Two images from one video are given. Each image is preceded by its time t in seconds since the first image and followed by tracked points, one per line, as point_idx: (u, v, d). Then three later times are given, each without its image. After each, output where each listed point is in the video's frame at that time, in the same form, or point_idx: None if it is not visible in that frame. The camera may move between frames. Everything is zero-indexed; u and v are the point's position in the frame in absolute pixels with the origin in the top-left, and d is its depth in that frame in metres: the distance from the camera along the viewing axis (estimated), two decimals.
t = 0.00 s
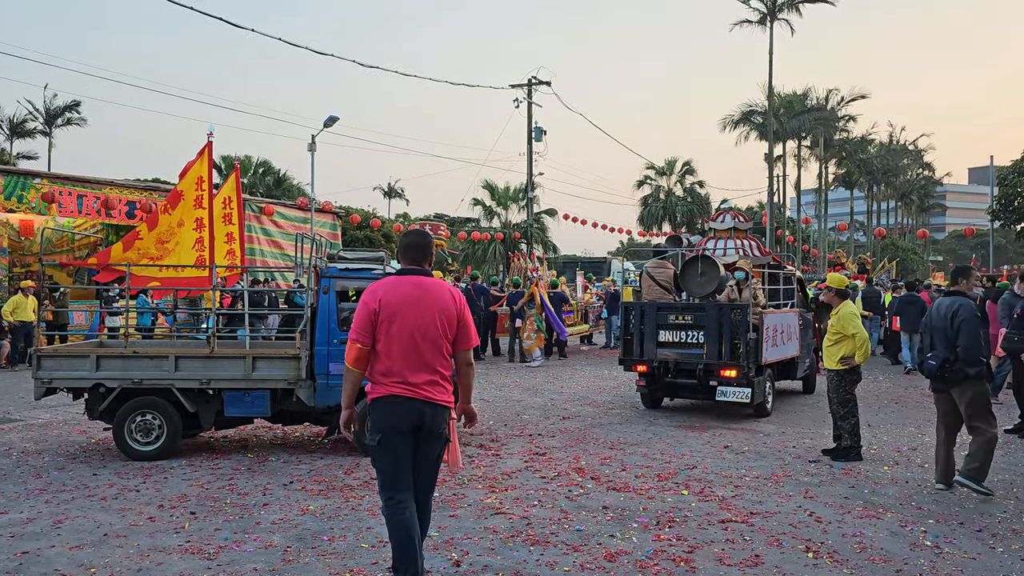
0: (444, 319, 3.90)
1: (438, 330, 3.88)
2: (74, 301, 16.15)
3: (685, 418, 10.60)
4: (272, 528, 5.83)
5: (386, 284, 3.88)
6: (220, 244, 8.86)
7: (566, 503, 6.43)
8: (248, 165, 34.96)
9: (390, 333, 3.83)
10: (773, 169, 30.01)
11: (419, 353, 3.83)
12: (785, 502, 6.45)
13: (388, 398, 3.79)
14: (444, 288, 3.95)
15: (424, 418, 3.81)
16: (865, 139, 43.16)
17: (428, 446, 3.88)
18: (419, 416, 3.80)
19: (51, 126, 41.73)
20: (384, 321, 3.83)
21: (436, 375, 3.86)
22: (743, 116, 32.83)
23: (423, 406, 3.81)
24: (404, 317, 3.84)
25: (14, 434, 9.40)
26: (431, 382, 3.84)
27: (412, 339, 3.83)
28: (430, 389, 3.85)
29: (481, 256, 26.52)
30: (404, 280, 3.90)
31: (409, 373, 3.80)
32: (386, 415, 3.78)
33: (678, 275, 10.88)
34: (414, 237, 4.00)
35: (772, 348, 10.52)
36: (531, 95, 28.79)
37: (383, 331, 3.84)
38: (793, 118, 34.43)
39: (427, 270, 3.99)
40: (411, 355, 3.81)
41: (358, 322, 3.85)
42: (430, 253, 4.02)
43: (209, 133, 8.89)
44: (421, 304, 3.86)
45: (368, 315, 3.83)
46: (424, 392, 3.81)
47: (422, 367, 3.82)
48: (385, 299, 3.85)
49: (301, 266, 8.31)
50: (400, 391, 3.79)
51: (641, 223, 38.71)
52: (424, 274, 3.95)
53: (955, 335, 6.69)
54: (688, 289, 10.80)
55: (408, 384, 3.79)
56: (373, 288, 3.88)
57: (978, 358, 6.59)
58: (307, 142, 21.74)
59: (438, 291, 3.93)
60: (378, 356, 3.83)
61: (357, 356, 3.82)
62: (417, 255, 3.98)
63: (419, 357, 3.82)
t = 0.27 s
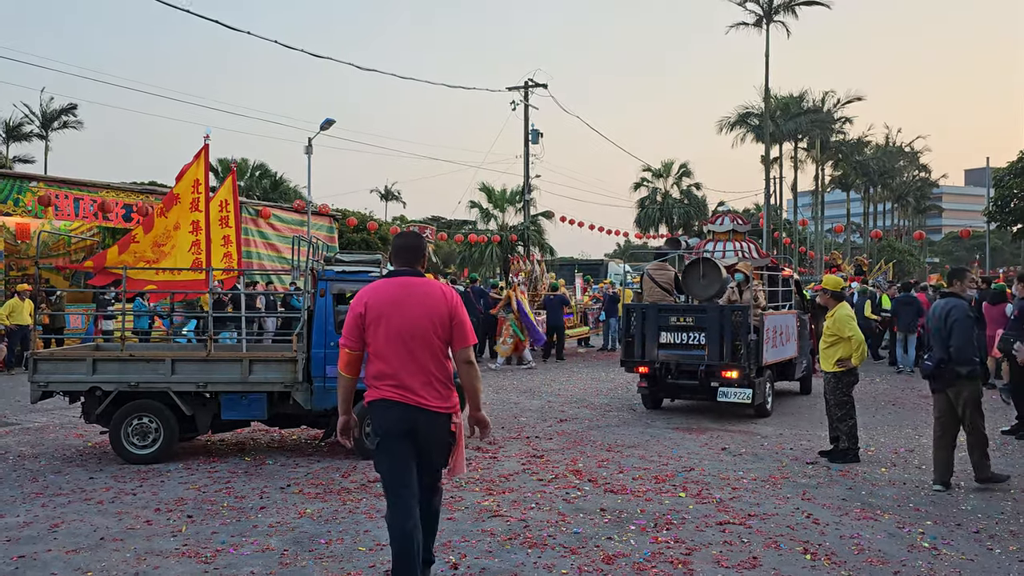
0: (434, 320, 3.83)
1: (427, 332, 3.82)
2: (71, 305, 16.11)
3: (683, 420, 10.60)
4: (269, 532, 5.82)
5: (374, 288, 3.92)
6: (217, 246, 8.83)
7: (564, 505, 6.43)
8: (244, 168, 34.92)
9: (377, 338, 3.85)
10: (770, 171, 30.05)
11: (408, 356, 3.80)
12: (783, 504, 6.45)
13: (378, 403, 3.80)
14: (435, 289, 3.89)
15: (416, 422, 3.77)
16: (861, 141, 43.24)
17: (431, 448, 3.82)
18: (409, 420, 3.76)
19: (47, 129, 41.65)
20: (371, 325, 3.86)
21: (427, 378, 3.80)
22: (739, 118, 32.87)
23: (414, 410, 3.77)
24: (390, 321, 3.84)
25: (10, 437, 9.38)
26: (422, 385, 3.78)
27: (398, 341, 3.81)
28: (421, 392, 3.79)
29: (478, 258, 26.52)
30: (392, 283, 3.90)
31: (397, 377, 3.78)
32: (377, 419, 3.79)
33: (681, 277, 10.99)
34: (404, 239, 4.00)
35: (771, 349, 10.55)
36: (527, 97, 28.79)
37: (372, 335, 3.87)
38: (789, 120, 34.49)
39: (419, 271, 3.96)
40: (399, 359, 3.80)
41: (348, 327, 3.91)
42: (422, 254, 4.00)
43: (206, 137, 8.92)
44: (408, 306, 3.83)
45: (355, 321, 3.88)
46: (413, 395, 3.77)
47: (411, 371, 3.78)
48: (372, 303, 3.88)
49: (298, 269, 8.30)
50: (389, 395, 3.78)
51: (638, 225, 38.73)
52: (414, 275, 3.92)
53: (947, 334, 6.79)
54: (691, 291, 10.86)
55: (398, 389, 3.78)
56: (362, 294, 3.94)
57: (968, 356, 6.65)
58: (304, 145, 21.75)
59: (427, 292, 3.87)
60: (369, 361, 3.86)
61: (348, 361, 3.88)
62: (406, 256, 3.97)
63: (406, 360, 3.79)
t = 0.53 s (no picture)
0: (431, 325, 3.78)
1: (423, 337, 3.78)
2: (68, 310, 16.09)
3: (682, 423, 10.59)
4: (267, 537, 5.80)
5: (374, 293, 3.92)
6: (214, 251, 8.80)
7: (563, 510, 6.42)
8: (241, 173, 34.91)
9: (376, 343, 3.85)
10: (767, 175, 30.11)
11: (405, 361, 3.78)
12: (782, 508, 6.44)
13: (375, 409, 3.80)
14: (434, 293, 3.84)
15: (411, 428, 3.74)
16: (857, 145, 43.35)
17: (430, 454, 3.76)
18: (405, 426, 3.74)
19: (44, 135, 41.63)
20: (371, 330, 3.87)
21: (425, 383, 3.76)
22: (736, 122, 32.93)
23: (411, 416, 3.74)
24: (388, 326, 3.83)
25: (7, 444, 9.35)
26: (418, 392, 3.75)
27: (395, 347, 3.80)
28: (417, 398, 3.75)
29: (476, 263, 26.54)
30: (392, 287, 3.88)
31: (394, 383, 3.77)
32: (374, 424, 3.79)
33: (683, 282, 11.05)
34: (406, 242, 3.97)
35: (771, 353, 10.59)
36: (525, 102, 28.82)
37: (371, 340, 3.88)
38: (786, 125, 34.56)
39: (419, 275, 3.93)
40: (396, 364, 3.78)
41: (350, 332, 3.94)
42: (424, 258, 3.96)
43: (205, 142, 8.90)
44: (405, 311, 3.81)
45: (355, 325, 3.90)
46: (410, 400, 3.75)
47: (408, 376, 3.76)
48: (371, 308, 3.88)
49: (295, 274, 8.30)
50: (387, 400, 3.78)
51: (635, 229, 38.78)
52: (414, 279, 3.89)
53: (965, 340, 6.81)
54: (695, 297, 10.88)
55: (394, 394, 3.77)
56: (364, 298, 3.95)
57: (988, 364, 6.73)
58: (302, 151, 21.77)
59: (426, 296, 3.83)
60: (369, 365, 3.87)
61: (349, 366, 3.92)
62: (408, 260, 3.93)
63: (402, 365, 3.77)
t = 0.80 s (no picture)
0: (440, 331, 3.76)
1: (432, 342, 3.76)
2: (65, 318, 16.08)
3: (680, 429, 10.59)
4: (266, 544, 5.79)
5: (387, 298, 3.93)
6: (212, 258, 8.85)
7: (562, 516, 6.42)
8: (239, 180, 34.94)
9: (386, 348, 3.86)
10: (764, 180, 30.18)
11: (414, 367, 3.76)
12: (780, 513, 6.44)
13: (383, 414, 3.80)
14: (445, 299, 3.81)
15: (417, 434, 3.72)
16: (854, 151, 43.48)
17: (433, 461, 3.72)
18: (410, 431, 3.73)
19: (42, 142, 41.68)
20: (382, 335, 3.88)
21: (432, 390, 3.73)
22: (733, 128, 33.02)
23: (417, 422, 3.72)
24: (398, 331, 3.82)
25: (4, 451, 9.34)
26: (424, 397, 3.73)
27: (404, 353, 3.79)
28: (424, 404, 3.73)
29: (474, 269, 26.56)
30: (405, 293, 3.88)
31: (402, 387, 3.77)
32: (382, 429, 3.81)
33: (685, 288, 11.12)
34: (420, 248, 3.97)
35: (772, 357, 10.61)
36: (522, 108, 28.88)
37: (382, 345, 3.88)
38: (783, 130, 34.67)
39: (432, 281, 3.92)
40: (405, 370, 3.78)
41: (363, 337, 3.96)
42: (437, 264, 3.95)
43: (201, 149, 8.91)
44: (416, 317, 3.80)
45: (367, 330, 3.92)
46: (416, 406, 3.73)
47: (416, 381, 3.75)
48: (382, 313, 3.89)
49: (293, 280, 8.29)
50: (395, 405, 3.78)
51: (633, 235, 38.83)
52: (426, 285, 3.88)
53: (990, 345, 6.85)
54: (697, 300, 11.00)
55: (402, 399, 3.76)
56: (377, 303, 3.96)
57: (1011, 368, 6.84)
58: (300, 157, 21.82)
59: (437, 302, 3.81)
60: (381, 371, 3.89)
61: (362, 371, 3.93)
62: (421, 266, 3.93)
63: (410, 370, 3.76)
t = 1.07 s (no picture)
0: (457, 336, 3.78)
1: (449, 348, 3.79)
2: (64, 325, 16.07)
3: (680, 435, 10.59)
4: (265, 551, 5.79)
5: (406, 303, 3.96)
6: (213, 264, 8.89)
7: (561, 523, 6.41)
8: (238, 187, 34.97)
9: (404, 352, 3.89)
10: (763, 187, 30.21)
11: (430, 373, 3.79)
12: (780, 520, 6.44)
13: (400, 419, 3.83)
14: (465, 305, 3.84)
15: (432, 440, 3.73)
16: (853, 157, 43.56)
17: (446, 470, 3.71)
18: (426, 437, 3.74)
19: (41, 149, 41.71)
20: (400, 340, 3.91)
21: (448, 396, 3.75)
22: (732, 135, 33.07)
23: (432, 427, 3.74)
24: (416, 336, 3.85)
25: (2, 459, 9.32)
26: (441, 403, 3.75)
27: (421, 358, 3.82)
28: (439, 410, 3.75)
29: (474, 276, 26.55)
30: (422, 298, 3.91)
31: (418, 393, 3.79)
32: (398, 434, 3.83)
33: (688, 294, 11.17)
34: (441, 253, 4.00)
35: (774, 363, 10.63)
36: (521, 115, 28.93)
37: (400, 350, 3.92)
38: (781, 137, 34.74)
39: (452, 286, 3.94)
40: (421, 375, 3.80)
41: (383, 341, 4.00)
42: (457, 270, 3.98)
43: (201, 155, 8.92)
44: (434, 322, 3.83)
45: (386, 335, 3.96)
46: (432, 412, 3.75)
47: (432, 387, 3.77)
48: (401, 318, 3.92)
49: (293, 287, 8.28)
50: (410, 411, 3.80)
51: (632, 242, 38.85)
52: (444, 290, 3.90)
53: (1001, 349, 6.90)
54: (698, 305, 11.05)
55: (417, 405, 3.78)
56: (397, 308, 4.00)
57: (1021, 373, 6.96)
58: (300, 165, 21.85)
59: (456, 308, 3.83)
60: (398, 375, 3.92)
61: (384, 376, 4.00)
62: (441, 272, 3.96)
63: (428, 376, 3.79)
